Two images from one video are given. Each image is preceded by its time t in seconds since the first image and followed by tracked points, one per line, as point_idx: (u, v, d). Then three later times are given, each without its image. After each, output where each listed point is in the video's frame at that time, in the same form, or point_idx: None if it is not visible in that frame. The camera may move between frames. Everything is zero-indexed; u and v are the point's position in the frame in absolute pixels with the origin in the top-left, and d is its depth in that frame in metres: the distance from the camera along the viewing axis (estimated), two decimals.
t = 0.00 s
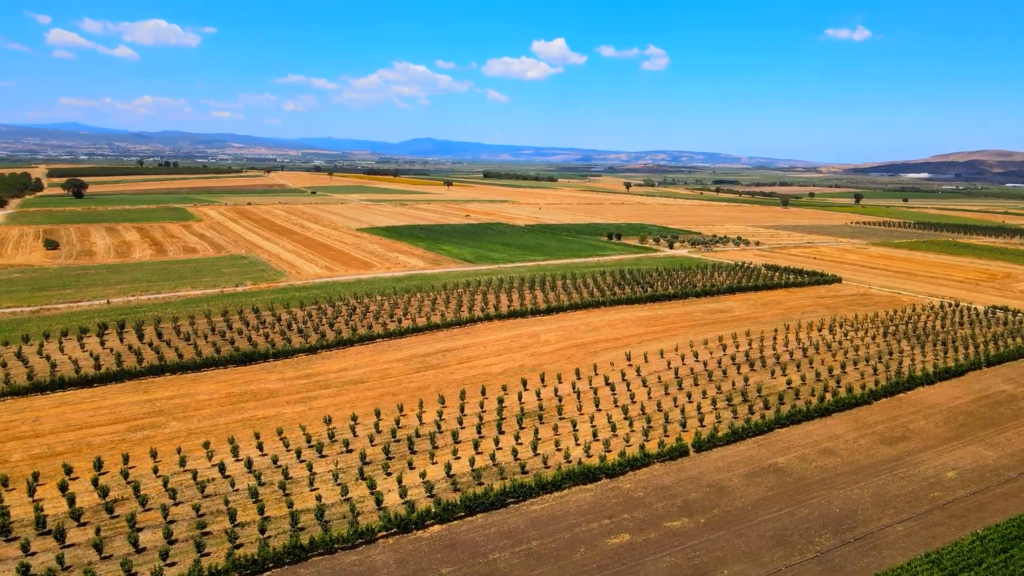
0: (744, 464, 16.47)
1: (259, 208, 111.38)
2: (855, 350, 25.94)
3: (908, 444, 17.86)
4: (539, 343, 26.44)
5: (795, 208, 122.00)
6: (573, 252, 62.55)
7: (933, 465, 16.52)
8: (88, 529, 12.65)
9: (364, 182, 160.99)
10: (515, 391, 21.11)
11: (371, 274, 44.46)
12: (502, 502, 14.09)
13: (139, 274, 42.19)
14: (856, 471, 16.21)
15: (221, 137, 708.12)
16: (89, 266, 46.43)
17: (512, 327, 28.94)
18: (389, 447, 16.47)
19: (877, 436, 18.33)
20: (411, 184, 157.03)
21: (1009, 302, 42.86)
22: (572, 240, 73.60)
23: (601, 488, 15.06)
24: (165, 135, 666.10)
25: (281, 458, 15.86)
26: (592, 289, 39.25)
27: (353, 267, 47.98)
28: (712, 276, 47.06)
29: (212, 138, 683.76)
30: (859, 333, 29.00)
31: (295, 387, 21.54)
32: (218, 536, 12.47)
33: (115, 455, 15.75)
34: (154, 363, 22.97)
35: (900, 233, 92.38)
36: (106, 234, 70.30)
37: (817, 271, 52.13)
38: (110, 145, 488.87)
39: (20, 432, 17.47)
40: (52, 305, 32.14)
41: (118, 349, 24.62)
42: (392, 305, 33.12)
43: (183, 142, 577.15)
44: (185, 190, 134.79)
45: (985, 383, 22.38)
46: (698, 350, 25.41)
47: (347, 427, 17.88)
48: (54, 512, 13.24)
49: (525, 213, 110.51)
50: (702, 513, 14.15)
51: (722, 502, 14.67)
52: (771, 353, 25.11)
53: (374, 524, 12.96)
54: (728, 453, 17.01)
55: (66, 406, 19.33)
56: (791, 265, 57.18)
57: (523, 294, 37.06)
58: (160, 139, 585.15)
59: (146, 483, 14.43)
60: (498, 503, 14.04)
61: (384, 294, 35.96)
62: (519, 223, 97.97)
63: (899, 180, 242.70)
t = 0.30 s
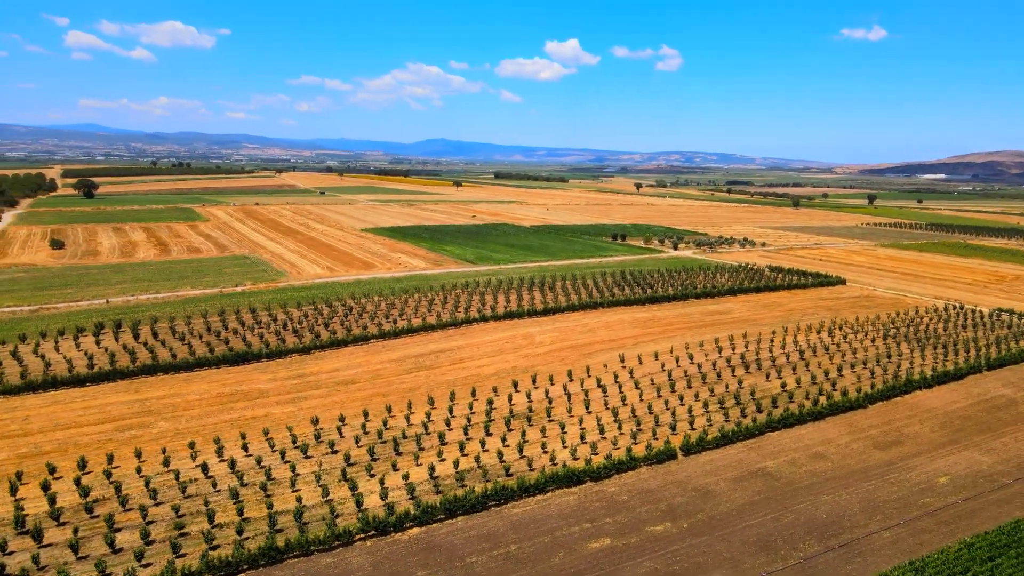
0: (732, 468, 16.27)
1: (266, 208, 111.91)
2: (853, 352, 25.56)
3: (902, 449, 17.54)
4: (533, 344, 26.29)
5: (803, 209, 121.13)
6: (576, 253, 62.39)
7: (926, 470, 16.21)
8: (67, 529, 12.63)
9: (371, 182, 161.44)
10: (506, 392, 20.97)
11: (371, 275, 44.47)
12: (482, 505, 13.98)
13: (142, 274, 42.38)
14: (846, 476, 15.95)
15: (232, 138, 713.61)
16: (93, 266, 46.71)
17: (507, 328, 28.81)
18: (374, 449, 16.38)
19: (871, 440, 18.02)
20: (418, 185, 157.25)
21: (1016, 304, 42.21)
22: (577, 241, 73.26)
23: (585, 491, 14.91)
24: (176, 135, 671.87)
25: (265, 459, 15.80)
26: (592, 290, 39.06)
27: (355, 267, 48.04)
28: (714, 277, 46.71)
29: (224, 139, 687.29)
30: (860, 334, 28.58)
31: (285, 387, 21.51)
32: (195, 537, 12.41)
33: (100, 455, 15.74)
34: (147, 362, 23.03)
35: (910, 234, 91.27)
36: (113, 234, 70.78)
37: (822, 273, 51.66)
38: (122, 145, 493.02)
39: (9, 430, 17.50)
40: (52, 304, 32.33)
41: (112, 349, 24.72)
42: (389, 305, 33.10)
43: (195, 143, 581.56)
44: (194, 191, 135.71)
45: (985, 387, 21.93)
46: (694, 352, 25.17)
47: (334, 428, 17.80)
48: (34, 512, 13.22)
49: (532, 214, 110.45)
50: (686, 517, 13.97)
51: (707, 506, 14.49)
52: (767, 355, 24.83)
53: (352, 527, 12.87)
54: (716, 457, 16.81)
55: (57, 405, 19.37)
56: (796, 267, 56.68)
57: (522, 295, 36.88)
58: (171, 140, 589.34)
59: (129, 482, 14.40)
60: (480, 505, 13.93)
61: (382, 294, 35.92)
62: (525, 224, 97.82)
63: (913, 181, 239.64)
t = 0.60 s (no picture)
0: (721, 472, 16.06)
1: (275, 209, 112.45)
2: (854, 355, 25.11)
3: (896, 454, 17.21)
4: (530, 345, 26.14)
5: (815, 210, 120.01)
6: (581, 253, 62.17)
7: (919, 476, 15.91)
8: (49, 528, 12.67)
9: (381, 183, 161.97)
10: (498, 393, 20.84)
11: (374, 275, 44.49)
12: (465, 507, 13.88)
13: (147, 274, 42.65)
14: (838, 480, 15.70)
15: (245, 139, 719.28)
16: (100, 265, 47.08)
17: (505, 328, 28.70)
18: (361, 450, 16.32)
19: (865, 444, 17.72)
20: (428, 185, 157.55)
21: None
22: (584, 242, 72.90)
23: (570, 494, 14.78)
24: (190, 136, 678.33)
25: (252, 459, 15.78)
26: (594, 291, 38.82)
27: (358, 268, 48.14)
28: (719, 278, 46.30)
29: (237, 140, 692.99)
30: (862, 336, 28.16)
31: (279, 387, 21.50)
32: (175, 537, 12.38)
33: (89, 453, 15.78)
34: (143, 362, 23.14)
35: (922, 236, 90.07)
36: (122, 234, 71.31)
37: (829, 274, 51.05)
38: (137, 147, 498.31)
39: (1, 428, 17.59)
40: (55, 303, 32.59)
41: (110, 348, 24.85)
42: (389, 305, 33.14)
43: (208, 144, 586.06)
44: (205, 191, 136.67)
45: (987, 391, 21.40)
46: (691, 355, 24.88)
47: (323, 428, 17.76)
48: (18, 510, 13.25)
49: (540, 214, 110.25)
50: (671, 521, 13.80)
51: (693, 510, 14.31)
52: (765, 357, 24.55)
53: (332, 528, 12.79)
54: (706, 461, 16.60)
55: (50, 403, 19.47)
56: (804, 268, 56.08)
57: (522, 296, 36.72)
58: (185, 141, 594.27)
59: (115, 481, 14.43)
60: (463, 507, 13.85)
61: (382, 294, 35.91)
62: (533, 225, 97.54)
63: (928, 182, 236.70)
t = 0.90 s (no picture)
0: (710, 476, 15.86)
1: (286, 209, 113.25)
2: (855, 358, 24.70)
3: (891, 459, 16.90)
4: (527, 346, 26.03)
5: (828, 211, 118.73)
6: (588, 254, 61.95)
7: (912, 482, 15.60)
8: (33, 525, 12.75)
9: (393, 183, 162.64)
10: (491, 394, 20.74)
11: (378, 275, 44.55)
12: (447, 509, 13.80)
13: (153, 273, 43.06)
14: (828, 485, 15.46)
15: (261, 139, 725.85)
16: (109, 264, 47.61)
17: (503, 329, 28.61)
18: (348, 449, 16.29)
19: (860, 449, 17.42)
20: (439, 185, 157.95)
21: None
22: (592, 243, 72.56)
23: (554, 497, 14.65)
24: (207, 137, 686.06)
25: (239, 458, 15.80)
26: (597, 292, 38.62)
27: (364, 268, 48.33)
28: (725, 279, 45.87)
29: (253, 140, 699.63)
30: (866, 338, 27.73)
31: (273, 386, 21.57)
32: (155, 535, 12.39)
33: (78, 451, 15.88)
34: (141, 360, 23.33)
35: (938, 238, 88.67)
36: (134, 233, 72.13)
37: (839, 276, 50.38)
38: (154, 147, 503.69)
39: None
40: (61, 301, 32.99)
41: (110, 347, 25.08)
42: (390, 304, 33.21)
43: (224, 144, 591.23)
44: (219, 191, 137.99)
45: (989, 396, 20.94)
46: (688, 357, 24.62)
47: (312, 428, 17.76)
48: (3, 507, 13.34)
49: (550, 215, 110.03)
50: (654, 525, 13.65)
51: (678, 514, 14.13)
52: (764, 359, 24.24)
53: (311, 528, 12.76)
54: (696, 464, 16.40)
55: (46, 401, 19.65)
56: (813, 269, 55.42)
57: (524, 296, 36.55)
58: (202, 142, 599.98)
59: (101, 478, 14.49)
60: (445, 508, 13.77)
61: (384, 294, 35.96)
62: (542, 225, 97.43)
63: (945, 183, 233.98)
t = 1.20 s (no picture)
0: (698, 478, 15.70)
1: (296, 208, 113.85)
2: (856, 360, 24.33)
3: (884, 463, 16.64)
4: (524, 346, 25.95)
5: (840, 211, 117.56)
6: (594, 255, 61.72)
7: (904, 487, 15.35)
8: (19, 521, 12.84)
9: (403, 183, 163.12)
10: (484, 394, 20.66)
11: (381, 275, 44.64)
12: (430, 509, 13.76)
13: (159, 272, 43.42)
14: (818, 489, 15.25)
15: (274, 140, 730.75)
16: (117, 263, 48.08)
17: (501, 329, 28.55)
18: (336, 449, 16.28)
19: (853, 452, 17.16)
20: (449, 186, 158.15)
21: None
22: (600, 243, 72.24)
23: (539, 498, 14.57)
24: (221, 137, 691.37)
25: (227, 456, 15.84)
26: (599, 292, 38.43)
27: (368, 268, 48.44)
28: (730, 280, 45.48)
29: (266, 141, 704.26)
30: (868, 340, 27.34)
31: (268, 385, 21.64)
32: (137, 533, 12.44)
33: (69, 448, 15.99)
34: (138, 358, 23.55)
35: (952, 239, 87.49)
36: (145, 233, 72.78)
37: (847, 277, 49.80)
38: (170, 148, 508.74)
39: None
40: (65, 300, 33.37)
41: (110, 345, 25.32)
42: (389, 304, 33.27)
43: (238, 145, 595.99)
44: (231, 191, 139.03)
45: (991, 400, 20.54)
46: (685, 359, 24.40)
47: (302, 427, 17.77)
48: None
49: (558, 215, 109.80)
50: (638, 528, 13.52)
51: (663, 517, 13.98)
52: (762, 361, 23.98)
53: (292, 527, 12.75)
54: (685, 467, 16.24)
55: (43, 398, 19.85)
56: (821, 270, 54.84)
57: (525, 296, 36.46)
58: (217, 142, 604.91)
59: (88, 476, 14.57)
60: (427, 509, 13.73)
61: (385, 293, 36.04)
62: (551, 225, 97.23)
63: (966, 184, 229.49)
